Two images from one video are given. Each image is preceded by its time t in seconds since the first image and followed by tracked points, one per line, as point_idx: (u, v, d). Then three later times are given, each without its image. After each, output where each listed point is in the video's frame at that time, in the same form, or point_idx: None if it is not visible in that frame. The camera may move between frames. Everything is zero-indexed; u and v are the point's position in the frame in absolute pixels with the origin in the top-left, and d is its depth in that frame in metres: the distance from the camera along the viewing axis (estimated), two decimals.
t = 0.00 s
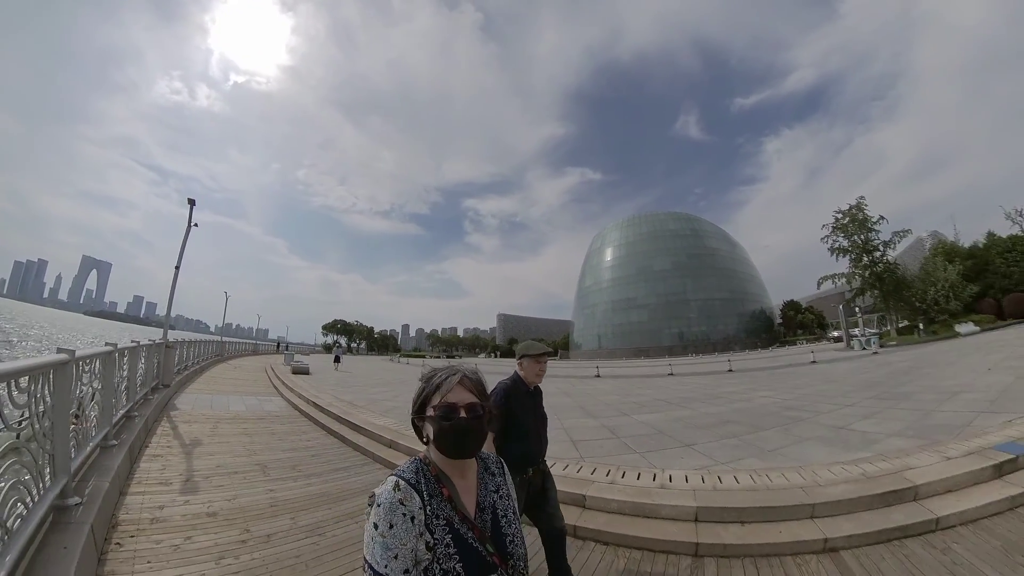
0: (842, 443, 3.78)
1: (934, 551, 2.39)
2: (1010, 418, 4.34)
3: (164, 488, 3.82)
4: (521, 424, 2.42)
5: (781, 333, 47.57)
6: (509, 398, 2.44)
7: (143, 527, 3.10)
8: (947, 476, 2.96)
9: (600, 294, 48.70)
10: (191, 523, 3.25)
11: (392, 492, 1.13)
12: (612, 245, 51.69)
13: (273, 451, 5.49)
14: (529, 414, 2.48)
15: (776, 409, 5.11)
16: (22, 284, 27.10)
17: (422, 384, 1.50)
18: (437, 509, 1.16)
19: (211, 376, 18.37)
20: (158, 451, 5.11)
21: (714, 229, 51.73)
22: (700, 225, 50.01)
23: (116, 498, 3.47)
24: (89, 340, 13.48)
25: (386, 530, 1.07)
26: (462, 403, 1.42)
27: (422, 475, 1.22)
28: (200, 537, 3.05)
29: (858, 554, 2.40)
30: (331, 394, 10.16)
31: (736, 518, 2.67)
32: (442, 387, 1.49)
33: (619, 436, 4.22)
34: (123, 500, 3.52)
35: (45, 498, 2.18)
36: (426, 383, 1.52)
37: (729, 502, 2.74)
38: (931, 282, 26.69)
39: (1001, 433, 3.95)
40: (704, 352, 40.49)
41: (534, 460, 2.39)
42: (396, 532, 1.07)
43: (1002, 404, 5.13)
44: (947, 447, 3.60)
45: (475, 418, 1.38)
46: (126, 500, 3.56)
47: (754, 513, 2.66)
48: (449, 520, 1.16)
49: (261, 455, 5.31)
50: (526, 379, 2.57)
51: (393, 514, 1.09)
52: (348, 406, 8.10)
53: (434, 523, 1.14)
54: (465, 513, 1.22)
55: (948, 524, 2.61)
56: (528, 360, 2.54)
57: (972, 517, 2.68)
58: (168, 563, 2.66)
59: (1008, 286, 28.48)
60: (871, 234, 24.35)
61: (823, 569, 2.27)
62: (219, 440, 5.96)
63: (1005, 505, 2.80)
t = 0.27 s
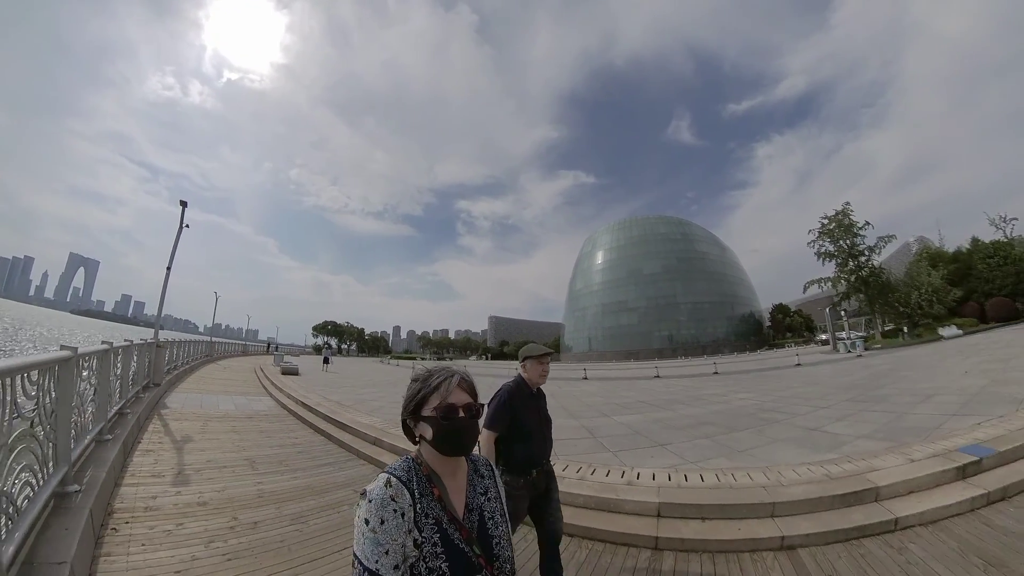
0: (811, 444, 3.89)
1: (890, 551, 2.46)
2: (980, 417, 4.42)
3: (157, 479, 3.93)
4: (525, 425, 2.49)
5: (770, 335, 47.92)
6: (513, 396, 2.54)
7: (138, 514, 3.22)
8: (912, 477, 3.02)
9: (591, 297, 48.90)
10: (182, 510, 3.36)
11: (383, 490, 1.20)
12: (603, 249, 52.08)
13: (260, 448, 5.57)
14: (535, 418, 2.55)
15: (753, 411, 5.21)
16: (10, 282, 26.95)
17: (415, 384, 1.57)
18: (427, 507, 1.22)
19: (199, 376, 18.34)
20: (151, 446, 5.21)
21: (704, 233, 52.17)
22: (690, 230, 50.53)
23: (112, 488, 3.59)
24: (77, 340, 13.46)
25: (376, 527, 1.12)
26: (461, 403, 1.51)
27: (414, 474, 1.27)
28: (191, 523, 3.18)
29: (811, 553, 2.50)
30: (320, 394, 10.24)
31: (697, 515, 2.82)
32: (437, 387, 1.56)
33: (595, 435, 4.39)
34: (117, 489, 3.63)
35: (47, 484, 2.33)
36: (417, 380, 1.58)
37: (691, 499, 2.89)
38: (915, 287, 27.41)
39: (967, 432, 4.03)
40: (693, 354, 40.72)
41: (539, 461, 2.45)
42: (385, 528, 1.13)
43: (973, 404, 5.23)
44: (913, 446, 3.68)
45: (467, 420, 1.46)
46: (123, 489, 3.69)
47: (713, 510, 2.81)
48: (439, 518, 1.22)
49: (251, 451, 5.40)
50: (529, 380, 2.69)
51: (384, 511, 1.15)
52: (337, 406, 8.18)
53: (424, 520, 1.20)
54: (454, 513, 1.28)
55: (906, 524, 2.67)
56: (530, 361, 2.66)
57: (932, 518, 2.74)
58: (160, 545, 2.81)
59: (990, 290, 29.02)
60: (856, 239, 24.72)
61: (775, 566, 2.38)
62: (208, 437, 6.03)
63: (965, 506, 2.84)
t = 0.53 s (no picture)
0: (784, 447, 3.96)
1: (851, 554, 2.51)
2: (958, 419, 4.45)
3: (151, 472, 4.05)
4: (521, 423, 2.58)
5: (763, 338, 48.16)
6: (513, 395, 2.63)
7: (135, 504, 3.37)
8: (881, 480, 3.05)
9: (585, 299, 49.11)
10: (176, 502, 3.49)
11: (386, 489, 1.25)
12: (596, 251, 52.33)
13: (249, 445, 5.63)
14: (532, 415, 2.64)
15: (735, 413, 5.27)
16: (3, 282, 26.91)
17: (416, 383, 1.63)
18: (431, 506, 1.29)
19: (192, 376, 18.37)
20: (146, 442, 5.30)
21: (698, 236, 52.50)
22: (684, 232, 50.91)
23: (110, 480, 3.74)
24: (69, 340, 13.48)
25: (381, 526, 1.18)
26: (466, 401, 1.60)
27: (416, 474, 1.33)
28: (185, 513, 3.33)
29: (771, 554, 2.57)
30: (312, 395, 10.29)
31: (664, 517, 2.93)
32: (439, 387, 1.62)
33: (575, 436, 4.50)
34: (115, 479, 3.79)
35: (46, 474, 2.48)
36: (418, 380, 1.64)
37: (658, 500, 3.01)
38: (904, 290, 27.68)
39: (942, 434, 4.07)
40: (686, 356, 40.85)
41: (536, 456, 2.57)
42: (391, 528, 1.19)
43: (953, 406, 5.27)
44: (886, 449, 3.71)
45: (471, 419, 1.54)
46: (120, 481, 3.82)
47: (679, 509, 2.93)
48: (444, 517, 1.30)
49: (242, 448, 5.47)
50: (526, 378, 2.73)
51: (389, 511, 1.20)
52: (328, 406, 8.24)
53: (428, 518, 1.27)
54: (457, 511, 1.35)
55: (870, 526, 2.71)
56: (527, 359, 2.71)
57: (898, 521, 2.76)
58: (153, 532, 2.95)
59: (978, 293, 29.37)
60: (846, 243, 24.98)
61: (734, 566, 2.48)
62: (199, 434, 6.09)
63: (933, 510, 2.85)
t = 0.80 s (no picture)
0: (762, 451, 4.03)
1: (817, 559, 2.56)
2: (939, 423, 4.47)
3: (148, 466, 4.18)
4: (519, 432, 2.67)
5: (759, 340, 48.32)
6: (511, 403, 2.72)
7: (135, 495, 3.57)
8: (853, 485, 3.09)
9: (582, 301, 49.24)
10: (172, 494, 3.67)
11: (377, 501, 1.29)
12: (593, 253, 52.50)
13: (241, 443, 5.68)
14: (529, 422, 2.72)
15: (720, 417, 5.33)
16: None
17: (405, 391, 1.66)
18: (424, 517, 1.35)
19: (188, 376, 18.43)
20: (143, 439, 5.41)
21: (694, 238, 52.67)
22: (680, 234, 51.11)
23: (110, 474, 3.93)
24: (66, 340, 13.56)
25: (373, 540, 1.23)
26: (457, 410, 1.66)
27: (407, 484, 1.38)
28: (180, 504, 3.52)
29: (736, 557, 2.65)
30: (308, 395, 10.36)
31: (636, 515, 3.04)
32: (429, 395, 1.67)
33: (560, 436, 4.58)
34: (115, 473, 3.98)
35: (47, 470, 2.66)
36: (407, 387, 1.68)
37: (630, 500, 3.12)
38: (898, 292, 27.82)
39: (922, 438, 4.09)
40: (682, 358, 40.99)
41: (534, 466, 2.65)
42: (383, 540, 1.23)
43: (937, 409, 5.30)
44: (864, 454, 3.75)
45: (462, 429, 1.61)
46: (120, 476, 3.97)
47: (650, 509, 3.04)
48: (437, 527, 1.36)
49: (236, 445, 5.54)
50: (525, 386, 2.82)
51: (380, 523, 1.25)
52: (322, 406, 8.30)
53: (422, 529, 1.32)
54: (450, 519, 1.42)
55: (840, 532, 2.75)
56: (527, 366, 2.78)
57: (868, 527, 2.79)
58: (147, 523, 3.11)
59: (971, 295, 29.51)
60: (840, 246, 25.11)
61: (699, 566, 2.56)
62: (195, 432, 6.17)
63: (905, 516, 2.87)
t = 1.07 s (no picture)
0: (741, 453, 4.11)
1: (783, 563, 2.62)
2: (921, 428, 4.51)
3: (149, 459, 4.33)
4: (517, 434, 2.75)
5: (756, 341, 48.43)
6: (509, 403, 2.83)
7: (139, 484, 3.75)
8: (826, 491, 3.14)
9: (580, 302, 49.38)
10: (173, 485, 3.83)
11: (368, 510, 1.33)
12: (591, 254, 52.65)
13: (236, 440, 5.79)
14: (525, 424, 2.81)
15: (707, 419, 5.40)
16: None
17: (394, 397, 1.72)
18: (416, 524, 1.40)
19: (187, 376, 18.54)
20: (143, 435, 5.54)
21: (691, 240, 52.83)
22: (678, 235, 51.29)
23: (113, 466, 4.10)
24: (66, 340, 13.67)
25: (363, 549, 1.26)
26: (448, 413, 1.72)
27: (398, 491, 1.43)
28: (180, 494, 3.68)
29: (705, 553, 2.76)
30: (305, 395, 10.46)
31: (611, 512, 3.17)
32: (421, 401, 1.73)
33: (547, 435, 4.69)
34: (118, 466, 4.15)
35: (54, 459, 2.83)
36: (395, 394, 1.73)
37: (604, 498, 3.26)
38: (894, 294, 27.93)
39: (904, 442, 4.13)
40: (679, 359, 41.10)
41: (533, 469, 2.73)
42: (374, 549, 1.27)
43: (924, 412, 5.34)
44: (842, 458, 3.80)
45: (454, 432, 1.68)
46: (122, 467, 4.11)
47: (621, 508, 3.16)
48: (429, 532, 1.41)
49: (231, 441, 5.65)
50: (525, 384, 2.94)
51: (371, 532, 1.29)
52: (319, 405, 8.40)
53: (414, 534, 1.37)
54: (443, 524, 1.48)
55: (809, 536, 2.81)
56: (527, 366, 2.89)
57: (838, 532, 2.83)
58: (148, 511, 3.27)
59: (967, 297, 29.62)
60: (836, 248, 25.24)
61: (663, 563, 2.68)
62: (192, 429, 6.29)
63: (876, 523, 2.90)
